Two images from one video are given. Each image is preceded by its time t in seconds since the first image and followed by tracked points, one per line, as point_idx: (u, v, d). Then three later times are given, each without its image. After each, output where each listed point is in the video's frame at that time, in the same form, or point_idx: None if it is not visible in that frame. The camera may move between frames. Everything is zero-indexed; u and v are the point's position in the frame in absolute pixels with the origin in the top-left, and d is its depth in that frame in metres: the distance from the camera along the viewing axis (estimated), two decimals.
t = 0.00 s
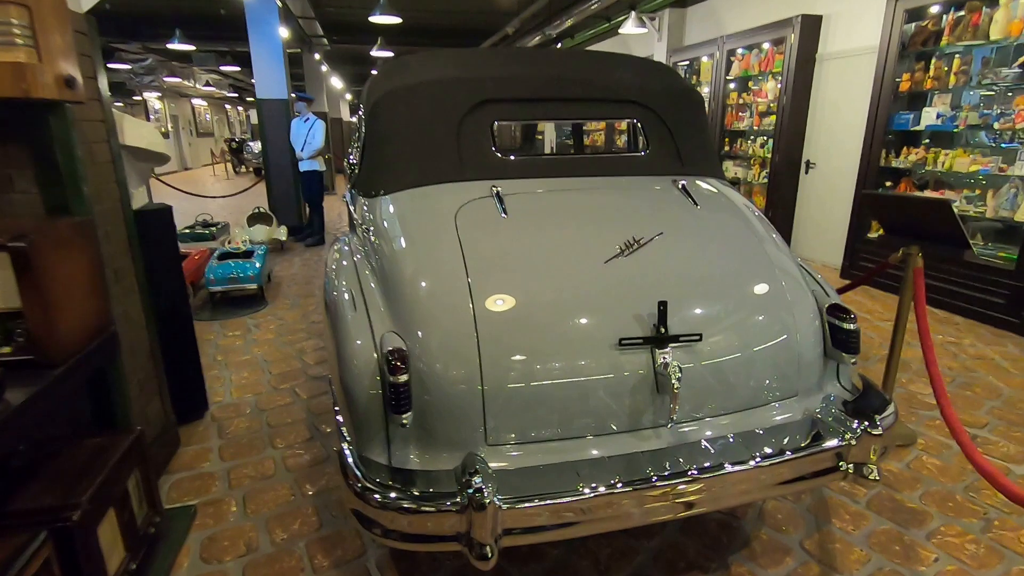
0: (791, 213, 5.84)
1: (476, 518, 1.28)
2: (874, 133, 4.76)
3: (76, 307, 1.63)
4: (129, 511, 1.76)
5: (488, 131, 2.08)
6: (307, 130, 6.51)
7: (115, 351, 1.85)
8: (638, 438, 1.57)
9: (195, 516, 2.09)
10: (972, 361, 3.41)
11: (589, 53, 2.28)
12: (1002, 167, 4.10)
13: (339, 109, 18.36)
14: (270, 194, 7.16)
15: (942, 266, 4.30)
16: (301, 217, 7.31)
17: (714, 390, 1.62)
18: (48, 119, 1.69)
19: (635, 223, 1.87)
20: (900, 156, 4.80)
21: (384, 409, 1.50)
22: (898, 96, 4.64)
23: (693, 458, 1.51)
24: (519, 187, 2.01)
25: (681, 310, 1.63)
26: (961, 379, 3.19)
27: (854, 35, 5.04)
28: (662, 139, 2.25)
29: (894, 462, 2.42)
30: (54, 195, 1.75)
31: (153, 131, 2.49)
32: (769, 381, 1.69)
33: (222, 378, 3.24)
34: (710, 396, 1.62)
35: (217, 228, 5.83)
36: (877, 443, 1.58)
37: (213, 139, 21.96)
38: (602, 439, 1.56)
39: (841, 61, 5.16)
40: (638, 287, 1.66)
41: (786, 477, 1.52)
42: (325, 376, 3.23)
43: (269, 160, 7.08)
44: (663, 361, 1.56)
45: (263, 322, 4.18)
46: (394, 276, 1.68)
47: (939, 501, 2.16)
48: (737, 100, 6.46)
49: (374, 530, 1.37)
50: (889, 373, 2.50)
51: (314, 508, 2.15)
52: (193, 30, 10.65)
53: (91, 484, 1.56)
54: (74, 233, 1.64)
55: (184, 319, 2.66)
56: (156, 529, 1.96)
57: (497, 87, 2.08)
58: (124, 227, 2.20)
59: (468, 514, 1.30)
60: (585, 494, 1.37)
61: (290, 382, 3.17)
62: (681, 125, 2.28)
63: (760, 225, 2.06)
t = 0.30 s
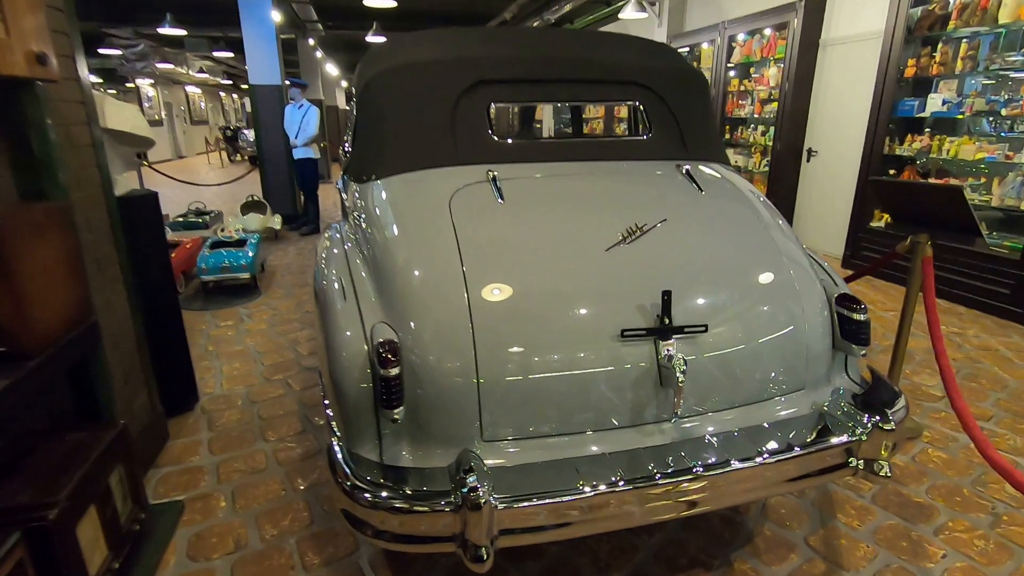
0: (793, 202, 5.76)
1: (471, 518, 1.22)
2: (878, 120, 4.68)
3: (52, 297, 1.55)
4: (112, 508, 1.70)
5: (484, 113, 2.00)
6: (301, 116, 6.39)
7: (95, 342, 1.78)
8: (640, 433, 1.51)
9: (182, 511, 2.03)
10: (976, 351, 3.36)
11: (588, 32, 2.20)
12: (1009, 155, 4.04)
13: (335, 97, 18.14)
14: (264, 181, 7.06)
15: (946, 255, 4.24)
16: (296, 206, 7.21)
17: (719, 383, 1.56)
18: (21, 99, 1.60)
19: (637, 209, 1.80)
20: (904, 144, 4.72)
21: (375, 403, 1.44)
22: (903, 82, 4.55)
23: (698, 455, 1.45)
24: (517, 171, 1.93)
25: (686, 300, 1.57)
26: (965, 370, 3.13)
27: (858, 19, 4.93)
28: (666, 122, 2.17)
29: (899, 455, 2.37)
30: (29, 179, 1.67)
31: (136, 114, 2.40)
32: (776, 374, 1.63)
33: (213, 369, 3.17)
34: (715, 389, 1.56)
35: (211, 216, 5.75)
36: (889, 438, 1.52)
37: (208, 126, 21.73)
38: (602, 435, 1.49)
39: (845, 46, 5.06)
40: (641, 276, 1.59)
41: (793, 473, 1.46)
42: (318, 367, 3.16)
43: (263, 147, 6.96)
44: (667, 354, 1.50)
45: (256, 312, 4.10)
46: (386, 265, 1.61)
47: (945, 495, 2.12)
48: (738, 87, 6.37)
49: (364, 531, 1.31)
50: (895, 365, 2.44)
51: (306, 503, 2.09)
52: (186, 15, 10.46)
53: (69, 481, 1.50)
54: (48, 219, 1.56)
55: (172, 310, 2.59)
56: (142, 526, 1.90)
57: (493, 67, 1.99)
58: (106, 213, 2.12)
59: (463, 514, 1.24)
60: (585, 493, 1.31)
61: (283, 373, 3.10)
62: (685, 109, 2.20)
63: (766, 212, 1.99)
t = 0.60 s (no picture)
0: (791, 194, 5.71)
1: (466, 525, 1.16)
2: (878, 110, 4.61)
3: (23, 291, 1.47)
4: (91, 512, 1.63)
5: (479, 100, 1.92)
6: (292, 107, 6.27)
7: (72, 338, 1.70)
8: (642, 433, 1.45)
9: (168, 513, 1.96)
10: (977, 345, 3.32)
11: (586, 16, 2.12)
12: (1012, 145, 4.01)
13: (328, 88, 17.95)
14: (256, 173, 6.95)
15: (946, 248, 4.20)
16: (289, 198, 7.12)
17: (724, 381, 1.50)
18: None
19: (639, 199, 1.73)
20: (904, 135, 4.67)
21: (366, 403, 1.37)
22: (905, 71, 4.49)
23: (702, 456, 1.39)
24: (514, 160, 1.86)
25: (691, 294, 1.50)
26: (968, 363, 3.09)
27: (857, 8, 4.85)
28: (667, 109, 2.10)
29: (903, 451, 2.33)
30: None
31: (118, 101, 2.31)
32: (783, 370, 1.57)
33: (202, 365, 3.10)
34: (720, 386, 1.50)
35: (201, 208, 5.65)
36: (900, 437, 1.46)
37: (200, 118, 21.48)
38: (603, 435, 1.43)
39: (845, 35, 4.98)
40: (643, 269, 1.52)
41: (802, 474, 1.41)
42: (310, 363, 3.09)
43: (255, 138, 6.85)
44: (671, 350, 1.43)
45: (247, 306, 4.02)
46: (376, 258, 1.54)
47: (951, 492, 2.07)
48: (736, 77, 6.29)
49: (353, 537, 1.25)
50: (899, 359, 2.40)
51: (296, 504, 2.03)
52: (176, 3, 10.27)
53: (42, 485, 1.42)
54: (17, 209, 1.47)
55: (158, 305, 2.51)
56: (124, 528, 1.83)
57: (487, 52, 1.92)
58: (86, 204, 2.03)
59: (457, 520, 1.18)
60: (585, 497, 1.25)
61: (273, 369, 3.03)
62: (686, 95, 2.12)
63: (771, 202, 1.92)
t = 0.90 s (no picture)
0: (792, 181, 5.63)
1: (465, 533, 1.09)
2: (882, 96, 4.54)
3: None
4: (71, 515, 1.55)
5: (476, 81, 1.83)
6: (285, 93, 6.13)
7: (49, 333, 1.61)
8: (650, 431, 1.39)
9: (155, 513, 1.89)
10: (983, 335, 3.26)
11: None
12: (1019, 132, 3.97)
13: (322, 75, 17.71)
14: (248, 160, 6.83)
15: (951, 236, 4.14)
16: (282, 186, 7.00)
17: (735, 376, 1.43)
18: None
19: (645, 185, 1.65)
20: (908, 121, 4.60)
21: (358, 401, 1.30)
22: (910, 56, 4.41)
23: (713, 458, 1.32)
24: (513, 143, 1.78)
25: (702, 285, 1.43)
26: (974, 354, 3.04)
27: None
28: (673, 91, 2.02)
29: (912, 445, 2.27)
30: None
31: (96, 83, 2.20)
32: (796, 365, 1.50)
33: (192, 357, 3.01)
34: (731, 382, 1.43)
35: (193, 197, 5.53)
36: (919, 435, 1.40)
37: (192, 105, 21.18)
38: (608, 434, 1.37)
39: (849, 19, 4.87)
40: (651, 259, 1.45)
41: (816, 473, 1.34)
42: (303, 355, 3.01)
43: (246, 125, 6.71)
44: (681, 345, 1.36)
45: (239, 297, 3.93)
46: (369, 247, 1.46)
47: (962, 487, 2.02)
48: (738, 62, 6.17)
49: (345, 545, 1.18)
50: (908, 350, 2.34)
51: (289, 502, 1.96)
52: None
53: (17, 489, 1.35)
54: None
55: (144, 296, 2.42)
56: (108, 530, 1.76)
57: (485, 30, 1.82)
58: (63, 191, 1.94)
59: (455, 527, 1.11)
60: (590, 501, 1.18)
61: (265, 362, 2.95)
62: (693, 77, 2.04)
63: (782, 188, 1.84)
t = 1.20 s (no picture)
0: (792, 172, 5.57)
1: (464, 542, 1.04)
2: (884, 85, 4.52)
3: None
4: (52, 520, 1.49)
5: (473, 65, 1.75)
6: (277, 82, 6.02)
7: (26, 330, 1.54)
8: (655, 432, 1.33)
9: (143, 515, 1.83)
10: (986, 327, 3.22)
11: None
12: None
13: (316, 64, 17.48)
14: (240, 150, 6.72)
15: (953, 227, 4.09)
16: (275, 177, 6.90)
17: (745, 373, 1.38)
18: None
19: (650, 175, 1.59)
20: (910, 111, 4.56)
21: (351, 402, 1.24)
22: (912, 44, 4.36)
23: (722, 461, 1.27)
24: (511, 131, 1.71)
25: (710, 279, 1.37)
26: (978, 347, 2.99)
27: None
28: (678, 77, 1.95)
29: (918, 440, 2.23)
30: None
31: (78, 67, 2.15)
32: (807, 362, 1.45)
33: (182, 353, 2.94)
34: (740, 379, 1.38)
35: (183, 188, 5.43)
36: (935, 435, 1.35)
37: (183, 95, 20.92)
38: (612, 435, 1.31)
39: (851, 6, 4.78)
40: (657, 252, 1.39)
41: (828, 475, 1.29)
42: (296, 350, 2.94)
43: (238, 114, 6.59)
44: (689, 343, 1.30)
45: (231, 290, 3.85)
46: (362, 241, 1.39)
47: (970, 484, 1.98)
48: (737, 51, 6.09)
49: (338, 554, 1.12)
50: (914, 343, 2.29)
51: (281, 503, 1.90)
52: None
53: None
54: None
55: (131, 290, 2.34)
56: (93, 534, 1.71)
57: (482, 12, 1.74)
58: (41, 181, 1.86)
59: (454, 537, 1.05)
60: (594, 508, 1.13)
61: (258, 357, 2.88)
62: (698, 62, 1.97)
63: (790, 178, 1.78)
